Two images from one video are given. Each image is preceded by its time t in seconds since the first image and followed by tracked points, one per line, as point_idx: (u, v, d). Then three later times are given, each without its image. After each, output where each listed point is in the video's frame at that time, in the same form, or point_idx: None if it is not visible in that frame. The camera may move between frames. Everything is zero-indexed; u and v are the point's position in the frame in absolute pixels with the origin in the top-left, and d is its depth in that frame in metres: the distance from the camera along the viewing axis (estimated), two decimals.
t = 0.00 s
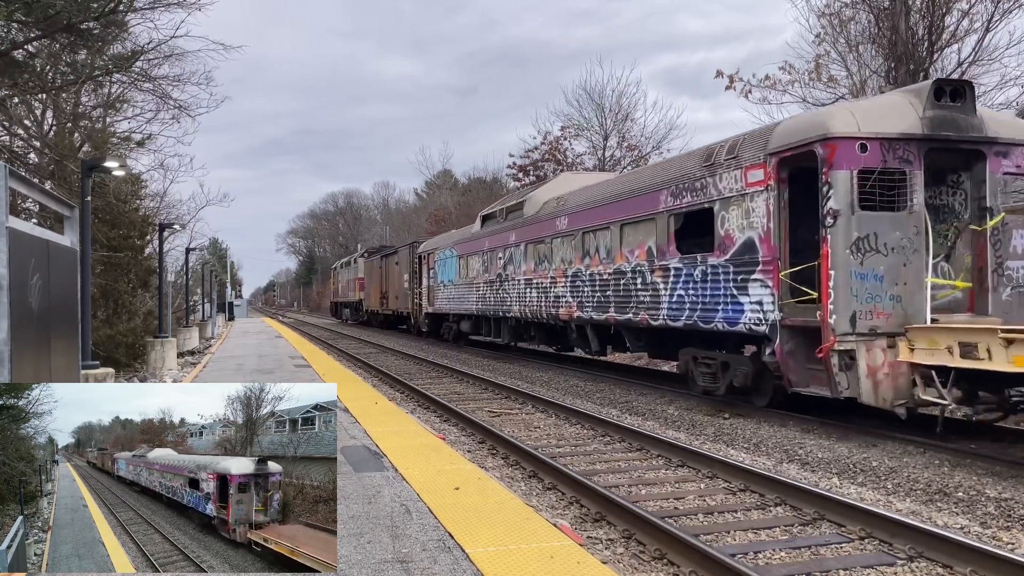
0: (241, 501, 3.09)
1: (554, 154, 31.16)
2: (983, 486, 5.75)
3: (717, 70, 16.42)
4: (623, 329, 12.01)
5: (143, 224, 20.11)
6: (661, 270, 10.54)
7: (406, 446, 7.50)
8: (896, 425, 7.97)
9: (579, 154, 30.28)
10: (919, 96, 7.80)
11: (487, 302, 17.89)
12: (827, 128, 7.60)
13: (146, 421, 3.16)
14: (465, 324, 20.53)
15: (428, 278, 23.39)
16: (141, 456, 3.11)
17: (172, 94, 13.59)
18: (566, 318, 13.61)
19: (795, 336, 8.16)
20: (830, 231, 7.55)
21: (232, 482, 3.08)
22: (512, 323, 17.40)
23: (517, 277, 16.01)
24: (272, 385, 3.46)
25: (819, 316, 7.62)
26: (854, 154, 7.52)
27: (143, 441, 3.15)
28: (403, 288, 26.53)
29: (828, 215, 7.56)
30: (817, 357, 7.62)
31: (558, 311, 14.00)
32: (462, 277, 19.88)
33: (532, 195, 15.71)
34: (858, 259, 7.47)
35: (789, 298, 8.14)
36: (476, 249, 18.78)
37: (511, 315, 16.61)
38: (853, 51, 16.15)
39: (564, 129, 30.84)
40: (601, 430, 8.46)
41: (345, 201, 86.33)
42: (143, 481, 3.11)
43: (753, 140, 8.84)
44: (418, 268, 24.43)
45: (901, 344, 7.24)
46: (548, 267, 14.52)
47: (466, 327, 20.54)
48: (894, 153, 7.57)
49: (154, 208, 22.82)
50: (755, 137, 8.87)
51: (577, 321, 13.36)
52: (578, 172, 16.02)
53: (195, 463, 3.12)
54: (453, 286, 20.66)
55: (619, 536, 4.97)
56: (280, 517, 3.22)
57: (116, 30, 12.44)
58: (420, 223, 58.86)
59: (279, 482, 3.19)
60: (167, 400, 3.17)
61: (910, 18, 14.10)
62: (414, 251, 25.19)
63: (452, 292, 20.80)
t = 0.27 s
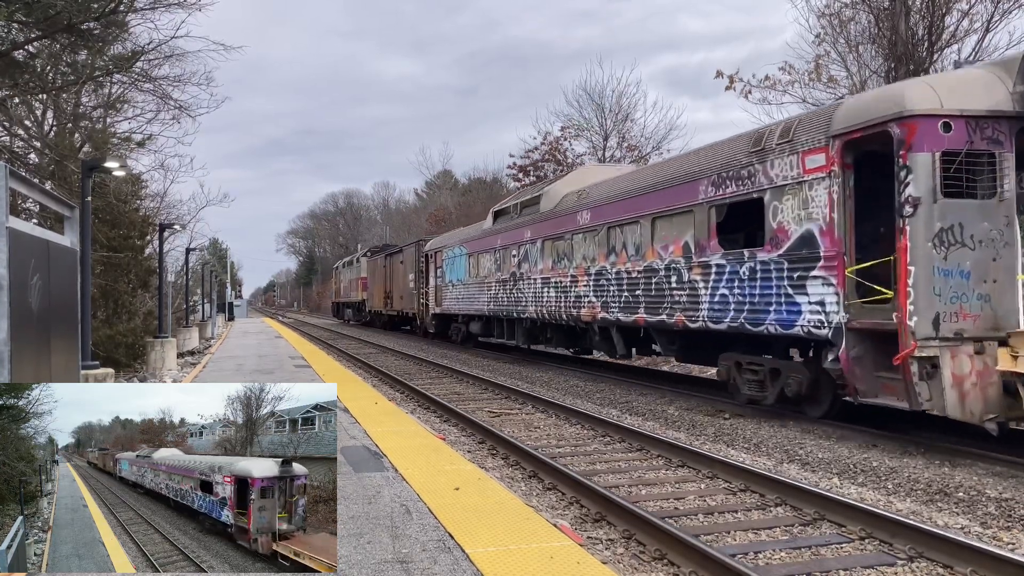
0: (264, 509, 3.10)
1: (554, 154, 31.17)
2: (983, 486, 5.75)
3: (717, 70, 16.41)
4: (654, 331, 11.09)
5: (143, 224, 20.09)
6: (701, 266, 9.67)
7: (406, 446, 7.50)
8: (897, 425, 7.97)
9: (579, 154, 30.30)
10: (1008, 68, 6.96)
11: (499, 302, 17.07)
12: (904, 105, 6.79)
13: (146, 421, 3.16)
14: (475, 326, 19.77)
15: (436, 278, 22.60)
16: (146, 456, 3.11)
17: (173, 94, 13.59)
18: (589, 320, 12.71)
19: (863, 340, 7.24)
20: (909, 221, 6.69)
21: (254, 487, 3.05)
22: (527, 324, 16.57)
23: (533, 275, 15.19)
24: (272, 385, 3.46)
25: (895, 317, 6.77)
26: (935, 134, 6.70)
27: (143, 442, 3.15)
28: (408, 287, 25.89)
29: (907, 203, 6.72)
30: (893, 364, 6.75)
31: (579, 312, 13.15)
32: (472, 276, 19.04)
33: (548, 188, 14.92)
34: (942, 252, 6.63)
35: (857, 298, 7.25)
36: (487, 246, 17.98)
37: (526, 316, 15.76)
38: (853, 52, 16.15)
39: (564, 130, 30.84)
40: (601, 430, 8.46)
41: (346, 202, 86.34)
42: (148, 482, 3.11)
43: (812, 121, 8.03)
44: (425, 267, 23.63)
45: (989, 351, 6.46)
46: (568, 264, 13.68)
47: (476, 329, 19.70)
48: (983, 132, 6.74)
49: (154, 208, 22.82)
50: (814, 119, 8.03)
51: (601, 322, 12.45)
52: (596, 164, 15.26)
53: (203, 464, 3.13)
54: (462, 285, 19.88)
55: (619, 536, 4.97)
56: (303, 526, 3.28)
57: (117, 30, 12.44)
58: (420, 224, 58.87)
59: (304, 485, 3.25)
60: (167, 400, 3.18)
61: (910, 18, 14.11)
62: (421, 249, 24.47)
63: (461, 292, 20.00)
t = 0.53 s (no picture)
0: (293, 518, 3.19)
1: (554, 154, 31.17)
2: (983, 486, 5.75)
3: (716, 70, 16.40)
4: (690, 333, 10.28)
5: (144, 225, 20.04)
6: (748, 263, 8.90)
7: (407, 446, 7.51)
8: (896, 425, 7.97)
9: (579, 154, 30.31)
10: None
11: (514, 302, 16.23)
12: (1007, 76, 5.96)
13: (146, 421, 3.16)
14: (486, 329, 18.97)
15: (445, 278, 21.74)
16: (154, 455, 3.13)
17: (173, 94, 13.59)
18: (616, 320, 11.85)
19: (950, 346, 6.44)
20: (1013, 209, 5.91)
21: (282, 492, 3.09)
22: (544, 325, 15.75)
23: (551, 274, 14.38)
24: (272, 385, 3.47)
25: (992, 320, 6.02)
26: None
27: (143, 441, 3.15)
28: (414, 287, 25.22)
29: (1011, 189, 5.93)
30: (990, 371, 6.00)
31: (603, 313, 12.31)
32: (485, 275, 18.20)
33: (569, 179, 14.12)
34: None
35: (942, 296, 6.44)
36: (501, 242, 17.16)
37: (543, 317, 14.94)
38: (853, 51, 16.15)
39: (564, 129, 30.84)
40: (601, 429, 8.47)
41: (346, 202, 86.34)
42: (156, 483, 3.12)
43: (884, 100, 7.26)
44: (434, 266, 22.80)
45: None
46: (592, 261, 12.87)
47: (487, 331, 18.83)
48: None
49: (154, 208, 22.82)
50: (887, 97, 7.26)
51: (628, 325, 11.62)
52: (617, 154, 14.49)
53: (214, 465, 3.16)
54: (473, 283, 19.03)
55: (619, 536, 4.97)
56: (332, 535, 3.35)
57: (117, 30, 12.43)
58: (421, 223, 58.84)
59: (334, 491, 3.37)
60: (167, 400, 3.18)
61: (910, 18, 14.12)
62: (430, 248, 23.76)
63: (471, 292, 19.17)
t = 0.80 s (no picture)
0: (329, 530, 3.26)
1: (554, 153, 31.17)
2: (983, 486, 5.75)
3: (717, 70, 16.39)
4: (733, 337, 9.26)
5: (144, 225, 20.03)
6: (806, 259, 7.95)
7: (407, 446, 7.51)
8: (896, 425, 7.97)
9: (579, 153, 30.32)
10: None
11: (529, 302, 15.30)
12: None
13: (146, 421, 3.16)
14: (497, 330, 18.13)
15: (454, 277, 20.83)
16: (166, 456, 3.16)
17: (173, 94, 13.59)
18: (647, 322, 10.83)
19: None
20: None
21: (319, 500, 3.20)
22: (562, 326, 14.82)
23: (571, 272, 13.42)
24: (272, 385, 3.46)
25: None
26: None
27: (142, 442, 3.16)
28: (419, 286, 24.52)
29: None
30: None
31: (630, 314, 11.32)
32: (497, 273, 17.24)
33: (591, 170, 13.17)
34: None
35: None
36: (516, 238, 16.20)
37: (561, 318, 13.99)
38: (853, 51, 16.15)
39: (564, 129, 30.84)
40: (601, 429, 8.46)
41: (346, 202, 86.35)
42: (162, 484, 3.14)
43: (979, 70, 6.35)
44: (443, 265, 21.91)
45: None
46: (617, 258, 11.88)
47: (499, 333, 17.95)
48: None
49: (154, 208, 22.82)
50: (982, 67, 6.36)
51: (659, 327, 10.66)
52: (641, 145, 13.58)
53: (223, 465, 3.20)
54: (484, 281, 18.08)
55: (619, 537, 4.96)
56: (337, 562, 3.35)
57: (116, 30, 12.41)
58: (421, 223, 58.82)
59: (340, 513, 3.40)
60: (167, 400, 3.18)
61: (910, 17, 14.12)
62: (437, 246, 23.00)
63: (482, 292, 18.20)
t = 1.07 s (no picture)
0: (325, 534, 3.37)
1: (554, 153, 31.17)
2: (983, 486, 5.75)
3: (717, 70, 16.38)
4: (784, 340, 8.33)
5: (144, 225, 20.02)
6: (878, 254, 6.95)
7: (407, 446, 7.51)
8: (896, 425, 7.98)
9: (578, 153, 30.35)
10: None
11: (546, 302, 14.37)
12: None
13: (146, 421, 3.16)
14: (509, 331, 17.27)
15: (463, 276, 19.97)
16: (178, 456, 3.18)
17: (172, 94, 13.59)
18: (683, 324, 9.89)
19: None
20: None
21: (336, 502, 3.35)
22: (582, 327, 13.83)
23: (595, 269, 12.47)
24: (272, 385, 3.46)
25: None
26: None
27: (143, 442, 3.16)
28: (425, 285, 23.79)
29: None
30: None
31: (663, 315, 10.38)
32: (512, 271, 16.29)
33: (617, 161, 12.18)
34: None
35: None
36: (533, 234, 15.23)
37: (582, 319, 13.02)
38: (853, 51, 16.15)
39: (564, 129, 30.85)
40: (601, 429, 8.47)
41: (346, 202, 86.35)
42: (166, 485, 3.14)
43: None
44: (452, 264, 21.04)
45: None
46: (648, 254, 10.93)
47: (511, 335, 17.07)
48: None
49: (154, 208, 22.82)
50: None
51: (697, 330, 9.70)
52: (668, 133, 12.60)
53: (227, 465, 3.20)
54: (496, 280, 17.20)
55: (618, 536, 4.97)
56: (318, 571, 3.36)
57: (116, 30, 12.40)
58: (421, 223, 58.82)
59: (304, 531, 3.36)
60: (167, 400, 3.18)
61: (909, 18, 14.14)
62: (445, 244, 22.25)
63: (494, 292, 17.27)
